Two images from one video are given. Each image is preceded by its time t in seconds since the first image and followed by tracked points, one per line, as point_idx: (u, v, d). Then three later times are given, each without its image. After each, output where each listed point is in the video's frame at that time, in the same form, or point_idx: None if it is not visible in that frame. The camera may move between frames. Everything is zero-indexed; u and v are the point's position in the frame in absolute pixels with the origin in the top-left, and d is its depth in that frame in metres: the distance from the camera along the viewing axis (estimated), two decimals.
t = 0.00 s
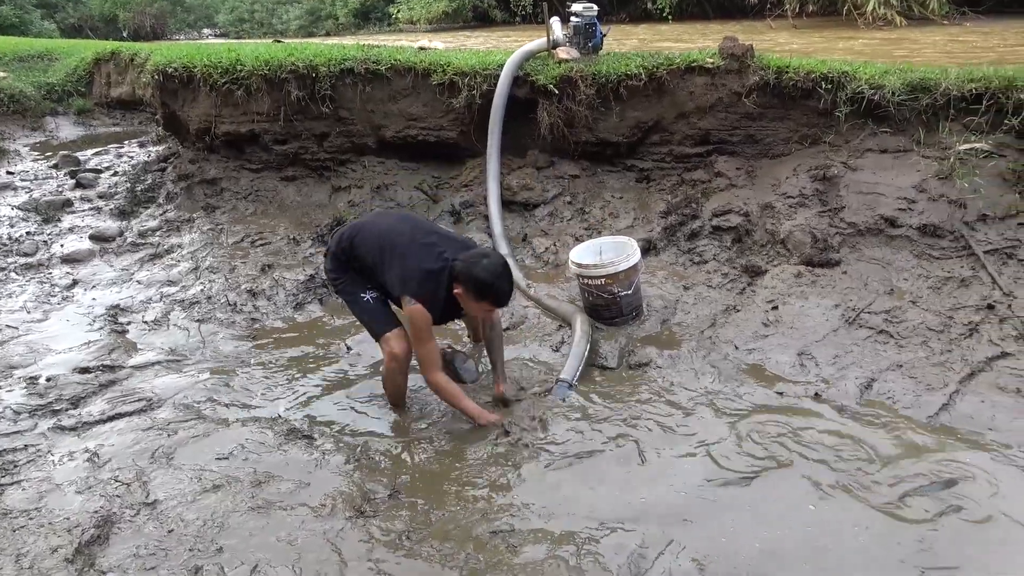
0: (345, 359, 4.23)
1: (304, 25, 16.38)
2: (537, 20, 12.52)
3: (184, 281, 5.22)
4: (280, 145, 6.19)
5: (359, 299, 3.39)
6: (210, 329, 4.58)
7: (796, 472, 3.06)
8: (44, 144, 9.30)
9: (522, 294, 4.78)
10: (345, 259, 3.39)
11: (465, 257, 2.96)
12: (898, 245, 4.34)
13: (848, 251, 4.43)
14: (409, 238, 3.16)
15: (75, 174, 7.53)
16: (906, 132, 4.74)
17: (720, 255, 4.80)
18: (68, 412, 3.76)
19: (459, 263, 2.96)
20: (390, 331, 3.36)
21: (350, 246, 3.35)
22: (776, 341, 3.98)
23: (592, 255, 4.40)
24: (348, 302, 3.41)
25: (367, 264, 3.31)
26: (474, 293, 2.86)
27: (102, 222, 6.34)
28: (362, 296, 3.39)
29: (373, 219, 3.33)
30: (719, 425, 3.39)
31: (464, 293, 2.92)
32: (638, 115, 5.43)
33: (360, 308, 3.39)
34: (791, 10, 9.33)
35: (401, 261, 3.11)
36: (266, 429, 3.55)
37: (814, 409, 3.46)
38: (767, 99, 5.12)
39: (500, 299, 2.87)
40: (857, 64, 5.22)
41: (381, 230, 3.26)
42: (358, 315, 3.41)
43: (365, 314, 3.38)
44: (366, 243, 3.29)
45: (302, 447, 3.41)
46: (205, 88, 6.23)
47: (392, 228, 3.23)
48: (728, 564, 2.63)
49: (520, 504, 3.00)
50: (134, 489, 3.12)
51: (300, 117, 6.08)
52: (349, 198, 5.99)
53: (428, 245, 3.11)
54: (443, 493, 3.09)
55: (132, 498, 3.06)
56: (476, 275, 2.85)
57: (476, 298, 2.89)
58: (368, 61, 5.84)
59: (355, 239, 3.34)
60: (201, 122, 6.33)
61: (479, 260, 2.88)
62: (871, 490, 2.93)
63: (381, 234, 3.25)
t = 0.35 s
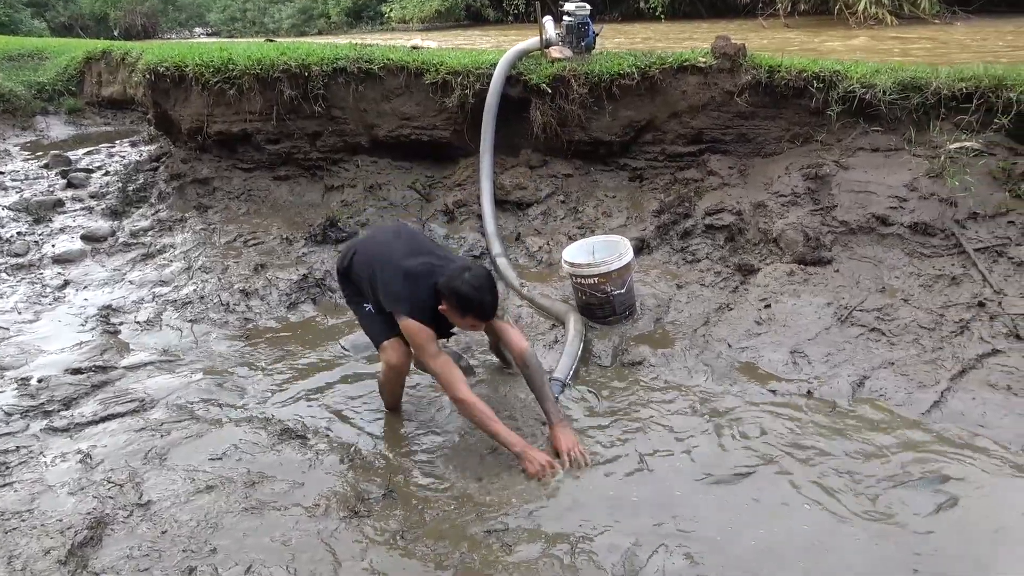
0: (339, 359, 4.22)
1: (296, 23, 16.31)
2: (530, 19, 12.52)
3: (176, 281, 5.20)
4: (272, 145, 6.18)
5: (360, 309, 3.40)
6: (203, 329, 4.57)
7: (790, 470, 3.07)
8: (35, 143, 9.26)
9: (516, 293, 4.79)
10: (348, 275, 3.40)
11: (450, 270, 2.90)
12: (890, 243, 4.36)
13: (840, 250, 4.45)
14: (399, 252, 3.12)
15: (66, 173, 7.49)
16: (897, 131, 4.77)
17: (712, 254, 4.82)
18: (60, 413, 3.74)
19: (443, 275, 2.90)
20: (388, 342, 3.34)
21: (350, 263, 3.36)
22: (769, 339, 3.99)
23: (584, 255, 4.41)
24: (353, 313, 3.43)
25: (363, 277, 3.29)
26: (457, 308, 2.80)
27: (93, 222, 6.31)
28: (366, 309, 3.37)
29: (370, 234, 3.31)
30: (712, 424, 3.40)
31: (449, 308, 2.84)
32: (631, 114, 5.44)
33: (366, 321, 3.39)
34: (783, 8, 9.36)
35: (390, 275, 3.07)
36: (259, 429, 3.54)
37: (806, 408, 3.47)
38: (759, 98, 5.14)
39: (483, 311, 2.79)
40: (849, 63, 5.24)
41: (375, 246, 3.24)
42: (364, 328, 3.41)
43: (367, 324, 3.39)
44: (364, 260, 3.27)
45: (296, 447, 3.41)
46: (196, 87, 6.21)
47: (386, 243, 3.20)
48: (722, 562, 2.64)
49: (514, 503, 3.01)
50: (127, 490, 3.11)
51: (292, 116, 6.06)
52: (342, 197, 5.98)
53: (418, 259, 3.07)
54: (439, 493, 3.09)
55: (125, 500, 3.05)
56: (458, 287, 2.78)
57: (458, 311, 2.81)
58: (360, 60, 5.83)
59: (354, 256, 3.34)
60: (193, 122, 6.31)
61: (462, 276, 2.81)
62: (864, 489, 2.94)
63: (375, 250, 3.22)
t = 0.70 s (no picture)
0: (333, 359, 4.21)
1: (289, 23, 16.25)
2: (522, 18, 12.50)
3: (169, 282, 5.19)
4: (264, 145, 6.16)
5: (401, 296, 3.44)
6: (195, 331, 4.55)
7: (785, 468, 3.08)
8: (26, 145, 9.21)
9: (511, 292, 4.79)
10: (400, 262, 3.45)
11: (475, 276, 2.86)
12: (882, 240, 4.38)
13: (833, 247, 4.46)
14: (443, 251, 3.12)
15: (57, 175, 7.45)
16: (889, 128, 4.79)
17: (706, 252, 4.83)
18: (52, 416, 3.73)
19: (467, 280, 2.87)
20: (413, 330, 3.33)
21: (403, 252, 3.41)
22: (762, 337, 4.00)
23: (577, 254, 4.41)
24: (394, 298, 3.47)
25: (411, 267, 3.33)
26: (471, 312, 2.77)
27: (85, 223, 6.28)
28: (406, 297, 3.41)
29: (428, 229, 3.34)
30: (706, 422, 3.40)
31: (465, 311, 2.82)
32: (624, 113, 5.44)
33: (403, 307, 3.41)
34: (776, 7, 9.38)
35: (431, 272, 3.09)
36: (253, 430, 3.53)
37: (800, 406, 3.48)
38: (751, 96, 5.15)
39: (495, 323, 2.73)
40: (841, 61, 5.26)
41: (427, 240, 3.26)
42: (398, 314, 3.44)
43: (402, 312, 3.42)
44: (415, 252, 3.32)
45: (290, 448, 3.40)
46: (188, 87, 6.19)
47: (437, 240, 3.22)
48: (717, 560, 2.64)
49: (509, 502, 3.01)
50: (121, 492, 3.10)
51: (285, 116, 6.05)
52: (335, 197, 5.97)
53: (457, 259, 3.06)
54: (434, 493, 3.09)
55: (118, 502, 3.04)
56: (474, 295, 2.74)
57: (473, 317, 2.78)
58: (352, 60, 5.82)
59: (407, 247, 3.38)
60: (185, 122, 6.28)
61: (486, 281, 2.77)
62: (860, 487, 2.94)
63: (426, 244, 3.25)
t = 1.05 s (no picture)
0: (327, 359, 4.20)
1: (282, 22, 16.18)
2: (516, 17, 12.49)
3: (162, 281, 5.17)
4: (257, 144, 6.14)
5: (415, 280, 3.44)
6: (188, 330, 4.54)
7: (780, 465, 3.08)
8: (16, 144, 9.17)
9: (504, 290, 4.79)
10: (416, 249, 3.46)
11: (493, 252, 2.84)
12: (875, 238, 4.39)
13: (826, 245, 4.47)
14: (460, 230, 3.11)
15: (49, 174, 7.42)
16: (882, 127, 4.81)
17: (699, 250, 4.83)
18: (44, 416, 3.71)
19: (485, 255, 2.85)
20: (417, 317, 3.39)
21: (421, 238, 3.41)
22: (756, 335, 4.01)
23: (571, 252, 4.41)
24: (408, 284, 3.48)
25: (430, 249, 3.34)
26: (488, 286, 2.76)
27: (77, 223, 6.25)
28: (421, 281, 3.42)
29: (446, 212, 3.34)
30: (700, 420, 3.41)
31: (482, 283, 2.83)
32: (617, 111, 5.44)
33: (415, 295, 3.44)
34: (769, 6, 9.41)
35: (450, 250, 3.09)
36: (247, 430, 3.52)
37: (793, 403, 3.49)
38: (744, 95, 5.16)
39: (513, 298, 2.73)
40: (833, 59, 5.27)
41: (444, 223, 3.26)
42: (410, 302, 3.46)
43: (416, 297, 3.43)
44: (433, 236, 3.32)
45: (284, 448, 3.39)
46: (180, 86, 6.17)
47: (454, 221, 3.21)
48: (714, 560, 2.64)
49: (504, 501, 3.00)
50: (113, 493, 3.08)
51: (277, 115, 6.03)
52: (329, 196, 5.96)
53: (474, 236, 3.05)
54: (428, 492, 3.08)
55: (111, 503, 3.03)
56: (491, 270, 2.73)
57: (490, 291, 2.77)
58: (345, 58, 5.81)
59: (425, 232, 3.39)
60: (177, 121, 6.26)
61: (505, 257, 2.76)
62: (855, 485, 2.94)
63: (444, 227, 3.25)
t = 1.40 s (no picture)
0: (319, 359, 4.19)
1: (275, 21, 16.13)
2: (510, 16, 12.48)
3: (154, 281, 5.15)
4: (250, 143, 6.12)
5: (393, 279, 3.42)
6: (181, 330, 4.52)
7: (774, 465, 3.08)
8: (8, 143, 9.12)
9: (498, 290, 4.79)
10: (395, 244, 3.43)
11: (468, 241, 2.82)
12: (868, 237, 4.40)
13: (819, 245, 4.48)
14: (436, 224, 3.10)
15: (40, 174, 7.38)
16: (874, 126, 4.83)
17: (693, 249, 4.84)
18: (35, 417, 3.69)
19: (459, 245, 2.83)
20: (399, 316, 3.38)
21: (398, 233, 3.39)
22: (749, 334, 4.01)
23: (565, 251, 4.42)
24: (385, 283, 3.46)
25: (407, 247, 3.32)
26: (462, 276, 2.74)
27: (69, 222, 6.23)
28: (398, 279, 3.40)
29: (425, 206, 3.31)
30: (692, 419, 3.42)
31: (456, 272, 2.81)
32: (611, 110, 5.44)
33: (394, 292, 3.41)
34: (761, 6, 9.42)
35: (427, 242, 3.06)
36: (240, 431, 3.51)
37: (786, 401, 3.50)
38: (738, 94, 5.17)
39: (489, 287, 2.70)
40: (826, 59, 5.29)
41: (423, 217, 3.23)
42: (389, 299, 3.43)
43: (394, 296, 3.41)
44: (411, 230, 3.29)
45: (277, 448, 3.38)
46: (173, 85, 6.14)
47: (433, 215, 3.19)
48: (712, 561, 2.63)
49: (498, 501, 3.00)
50: (105, 494, 3.07)
51: (271, 114, 6.02)
52: (323, 195, 5.94)
53: (451, 227, 3.02)
54: (421, 492, 3.08)
55: (103, 503, 3.02)
56: (467, 259, 2.70)
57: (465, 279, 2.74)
58: (339, 57, 5.80)
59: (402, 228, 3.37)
60: (170, 120, 6.24)
61: (481, 245, 2.73)
62: (850, 484, 2.95)
63: (423, 220, 3.22)
